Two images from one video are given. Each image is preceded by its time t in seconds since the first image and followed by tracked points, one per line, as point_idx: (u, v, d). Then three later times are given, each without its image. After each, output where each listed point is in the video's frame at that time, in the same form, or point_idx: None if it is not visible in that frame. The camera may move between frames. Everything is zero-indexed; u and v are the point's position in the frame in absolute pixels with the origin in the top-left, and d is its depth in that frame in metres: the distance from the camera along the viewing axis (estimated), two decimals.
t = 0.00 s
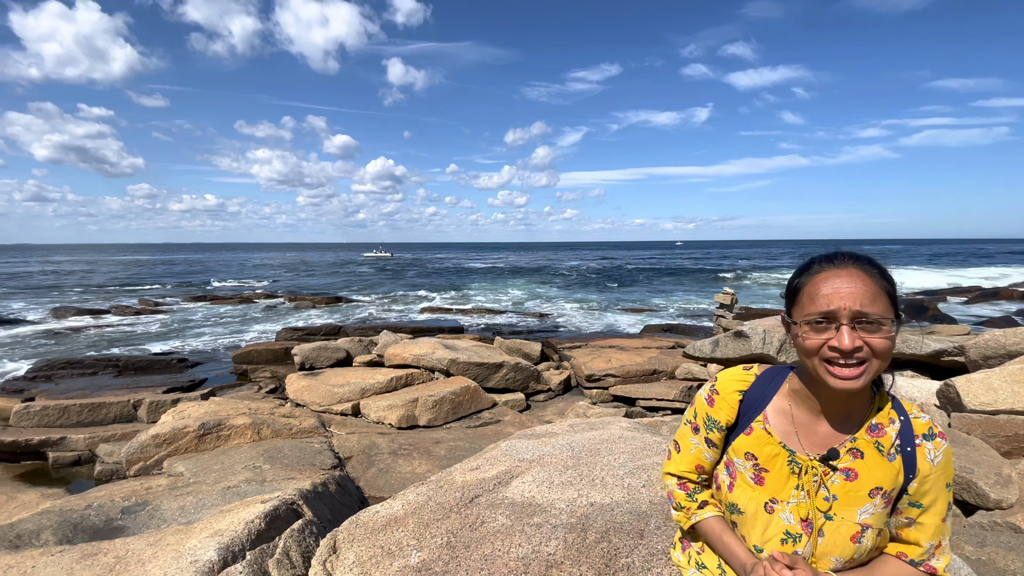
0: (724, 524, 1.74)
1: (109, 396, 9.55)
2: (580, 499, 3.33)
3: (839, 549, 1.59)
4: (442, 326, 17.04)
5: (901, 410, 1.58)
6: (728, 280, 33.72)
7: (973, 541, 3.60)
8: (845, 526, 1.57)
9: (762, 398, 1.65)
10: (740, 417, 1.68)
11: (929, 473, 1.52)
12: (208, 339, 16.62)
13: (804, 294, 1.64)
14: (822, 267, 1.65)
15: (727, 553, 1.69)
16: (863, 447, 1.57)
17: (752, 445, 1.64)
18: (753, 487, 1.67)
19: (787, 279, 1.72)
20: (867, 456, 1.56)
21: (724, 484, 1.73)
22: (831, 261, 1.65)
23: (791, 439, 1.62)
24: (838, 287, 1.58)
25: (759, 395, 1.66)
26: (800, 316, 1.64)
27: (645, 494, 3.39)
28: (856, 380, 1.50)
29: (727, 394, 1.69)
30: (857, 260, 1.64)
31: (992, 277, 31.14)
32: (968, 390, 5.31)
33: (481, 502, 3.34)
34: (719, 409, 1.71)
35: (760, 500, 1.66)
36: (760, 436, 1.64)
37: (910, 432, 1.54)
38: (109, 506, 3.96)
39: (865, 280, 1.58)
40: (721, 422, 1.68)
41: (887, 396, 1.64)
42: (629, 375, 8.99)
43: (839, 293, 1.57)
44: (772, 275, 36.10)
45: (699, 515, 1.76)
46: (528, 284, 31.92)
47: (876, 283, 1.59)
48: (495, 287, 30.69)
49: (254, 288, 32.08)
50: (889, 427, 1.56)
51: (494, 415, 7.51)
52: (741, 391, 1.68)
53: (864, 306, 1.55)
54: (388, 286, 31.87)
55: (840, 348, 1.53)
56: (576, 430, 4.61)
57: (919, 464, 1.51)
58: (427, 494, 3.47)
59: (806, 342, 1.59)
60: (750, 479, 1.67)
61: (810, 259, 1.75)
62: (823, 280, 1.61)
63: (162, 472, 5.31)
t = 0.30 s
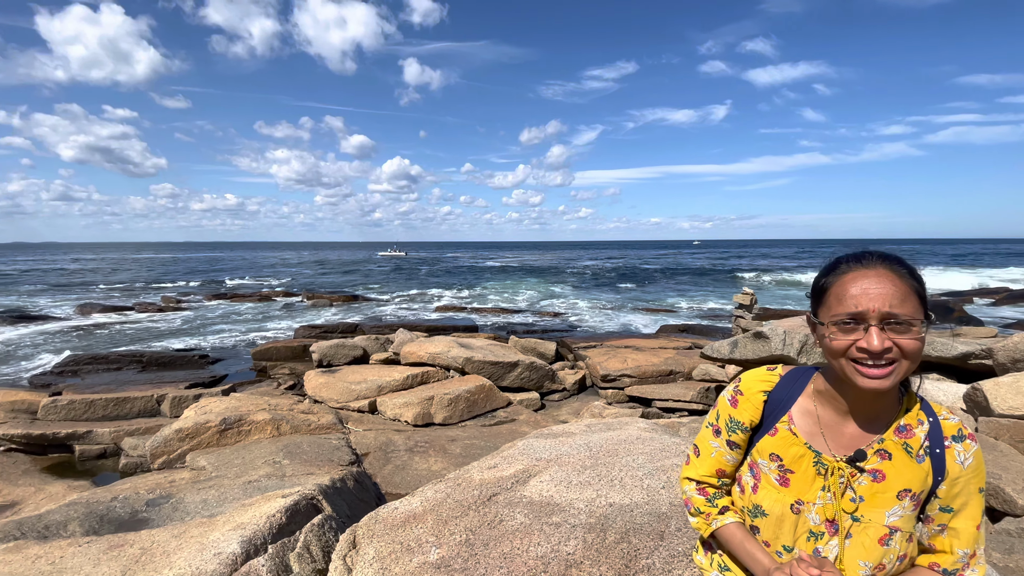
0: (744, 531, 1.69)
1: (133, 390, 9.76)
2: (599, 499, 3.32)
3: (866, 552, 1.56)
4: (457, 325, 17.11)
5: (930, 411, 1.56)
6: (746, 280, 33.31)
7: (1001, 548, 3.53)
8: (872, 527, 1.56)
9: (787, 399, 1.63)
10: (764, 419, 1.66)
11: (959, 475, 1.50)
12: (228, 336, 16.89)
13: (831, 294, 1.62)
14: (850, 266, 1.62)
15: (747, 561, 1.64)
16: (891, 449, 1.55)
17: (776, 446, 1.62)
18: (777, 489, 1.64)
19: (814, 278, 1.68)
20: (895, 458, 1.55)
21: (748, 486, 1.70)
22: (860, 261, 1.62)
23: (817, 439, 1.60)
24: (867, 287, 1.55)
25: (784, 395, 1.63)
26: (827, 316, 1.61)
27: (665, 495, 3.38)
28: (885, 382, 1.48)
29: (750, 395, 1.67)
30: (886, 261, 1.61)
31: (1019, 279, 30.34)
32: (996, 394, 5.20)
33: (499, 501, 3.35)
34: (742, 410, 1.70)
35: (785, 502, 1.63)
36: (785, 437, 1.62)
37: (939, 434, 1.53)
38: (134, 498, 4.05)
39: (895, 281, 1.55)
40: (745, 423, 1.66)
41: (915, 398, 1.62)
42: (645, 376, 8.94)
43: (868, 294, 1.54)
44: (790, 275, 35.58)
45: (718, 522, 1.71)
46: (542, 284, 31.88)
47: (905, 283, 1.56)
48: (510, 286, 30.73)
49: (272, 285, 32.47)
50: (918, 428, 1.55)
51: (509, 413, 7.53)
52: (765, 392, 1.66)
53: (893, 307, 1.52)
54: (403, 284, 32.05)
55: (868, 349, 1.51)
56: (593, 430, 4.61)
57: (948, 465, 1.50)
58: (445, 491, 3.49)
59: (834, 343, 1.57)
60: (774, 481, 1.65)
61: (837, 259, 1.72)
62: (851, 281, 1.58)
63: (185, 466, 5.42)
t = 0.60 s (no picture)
0: (775, 536, 1.66)
1: (159, 386, 9.97)
2: (620, 501, 3.30)
3: (901, 559, 1.53)
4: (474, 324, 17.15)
5: (969, 416, 1.53)
6: (766, 280, 32.82)
7: None
8: (907, 535, 1.53)
9: (818, 403, 1.60)
10: (795, 423, 1.63)
11: (1000, 482, 1.47)
12: (249, 333, 17.17)
13: (862, 296, 1.59)
14: (881, 266, 1.59)
15: (778, 566, 1.61)
16: (928, 455, 1.52)
17: (807, 452, 1.60)
18: (808, 495, 1.62)
19: (844, 280, 1.66)
20: (933, 465, 1.51)
21: (777, 491, 1.68)
22: (892, 261, 1.59)
23: (850, 445, 1.57)
24: (899, 288, 1.52)
25: (814, 400, 1.61)
26: (857, 317, 1.59)
27: (688, 497, 3.35)
28: (920, 384, 1.45)
29: (780, 399, 1.65)
30: (920, 260, 1.57)
31: None
32: None
33: (519, 500, 3.35)
34: (772, 414, 1.67)
35: (817, 509, 1.61)
36: (816, 443, 1.59)
37: (979, 440, 1.50)
38: (160, 491, 4.14)
39: (929, 281, 1.52)
40: (774, 428, 1.64)
41: (953, 403, 1.59)
42: (663, 377, 8.87)
43: (900, 295, 1.51)
44: (811, 275, 35.02)
45: (747, 527, 1.69)
46: (559, 283, 31.81)
47: (939, 284, 1.53)
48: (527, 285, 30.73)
49: (291, 284, 32.86)
50: (957, 435, 1.52)
51: (525, 413, 7.53)
52: (795, 396, 1.63)
53: (927, 308, 1.49)
54: (420, 283, 32.22)
55: (901, 351, 1.48)
56: (612, 430, 4.59)
57: (988, 473, 1.47)
58: (465, 490, 3.51)
59: (865, 345, 1.54)
60: (806, 486, 1.62)
61: (868, 259, 1.69)
62: (882, 281, 1.55)
63: (209, 460, 5.52)
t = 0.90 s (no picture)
0: (805, 541, 1.62)
1: (183, 382, 10.18)
2: (642, 504, 3.28)
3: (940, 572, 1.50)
4: (491, 323, 17.17)
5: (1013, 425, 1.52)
6: (787, 280, 32.30)
7: None
8: (947, 547, 1.50)
9: (854, 409, 1.56)
10: (829, 430, 1.60)
11: None
12: (270, 331, 17.42)
13: (903, 298, 1.54)
14: (925, 268, 1.54)
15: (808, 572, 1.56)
16: (970, 464, 1.51)
17: (842, 459, 1.57)
18: (843, 503, 1.59)
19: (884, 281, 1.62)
20: (975, 474, 1.50)
21: (810, 498, 1.64)
22: (936, 263, 1.54)
23: (888, 453, 1.53)
24: (944, 292, 1.47)
25: (849, 405, 1.57)
26: (898, 321, 1.55)
27: (712, 502, 3.31)
28: (961, 392, 1.42)
29: (813, 404, 1.61)
30: (966, 262, 1.52)
31: None
32: None
33: (539, 501, 3.35)
34: (804, 419, 1.64)
35: (852, 518, 1.57)
36: (852, 449, 1.56)
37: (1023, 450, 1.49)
38: (186, 486, 4.23)
39: (975, 285, 1.47)
40: (808, 433, 1.61)
41: (997, 410, 1.56)
42: (682, 378, 8.79)
43: (945, 299, 1.46)
44: (833, 275, 34.38)
45: (776, 530, 1.64)
46: (575, 283, 31.70)
47: (987, 287, 1.47)
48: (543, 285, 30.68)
49: (310, 283, 33.25)
50: (1001, 443, 1.50)
51: (542, 413, 7.51)
52: (830, 402, 1.60)
53: (972, 313, 1.44)
54: (436, 283, 32.35)
55: (943, 357, 1.44)
56: (632, 432, 4.56)
57: None
58: (485, 490, 3.52)
59: (905, 349, 1.50)
60: (841, 495, 1.59)
61: (911, 259, 1.63)
62: (926, 284, 1.50)
63: (232, 456, 5.61)
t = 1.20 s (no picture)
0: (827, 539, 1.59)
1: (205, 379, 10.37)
2: (666, 509, 3.25)
3: None
4: (507, 324, 17.18)
5: None
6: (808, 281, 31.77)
7: None
8: (991, 563, 1.44)
9: (892, 419, 1.53)
10: (865, 439, 1.58)
11: None
12: (289, 330, 17.64)
13: (948, 303, 1.49)
14: (972, 271, 1.47)
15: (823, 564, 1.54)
16: (1017, 476, 1.44)
17: (878, 470, 1.54)
18: (879, 515, 1.55)
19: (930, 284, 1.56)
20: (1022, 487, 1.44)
21: (845, 509, 1.62)
22: (985, 265, 1.46)
23: (928, 464, 1.50)
24: (992, 296, 1.41)
25: (888, 415, 1.54)
26: (943, 326, 1.50)
27: (737, 509, 3.27)
28: (1009, 401, 1.37)
29: (848, 412, 1.59)
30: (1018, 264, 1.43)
31: None
32: None
33: (559, 504, 3.34)
34: (839, 427, 1.62)
35: (890, 531, 1.53)
36: (889, 460, 1.53)
37: None
38: (209, 482, 4.31)
39: None
40: (842, 442, 1.59)
41: None
42: (701, 380, 8.70)
43: (992, 304, 1.40)
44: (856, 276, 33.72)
45: (796, 520, 1.64)
46: (591, 283, 31.57)
47: None
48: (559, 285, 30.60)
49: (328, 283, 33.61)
50: None
51: (559, 414, 7.49)
52: (867, 411, 1.57)
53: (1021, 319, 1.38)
54: (452, 283, 32.47)
55: (990, 366, 1.39)
56: (652, 436, 4.52)
57: None
58: (504, 491, 3.52)
59: (950, 356, 1.46)
60: (877, 506, 1.56)
61: (961, 259, 1.55)
62: (972, 288, 1.44)
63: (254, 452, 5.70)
